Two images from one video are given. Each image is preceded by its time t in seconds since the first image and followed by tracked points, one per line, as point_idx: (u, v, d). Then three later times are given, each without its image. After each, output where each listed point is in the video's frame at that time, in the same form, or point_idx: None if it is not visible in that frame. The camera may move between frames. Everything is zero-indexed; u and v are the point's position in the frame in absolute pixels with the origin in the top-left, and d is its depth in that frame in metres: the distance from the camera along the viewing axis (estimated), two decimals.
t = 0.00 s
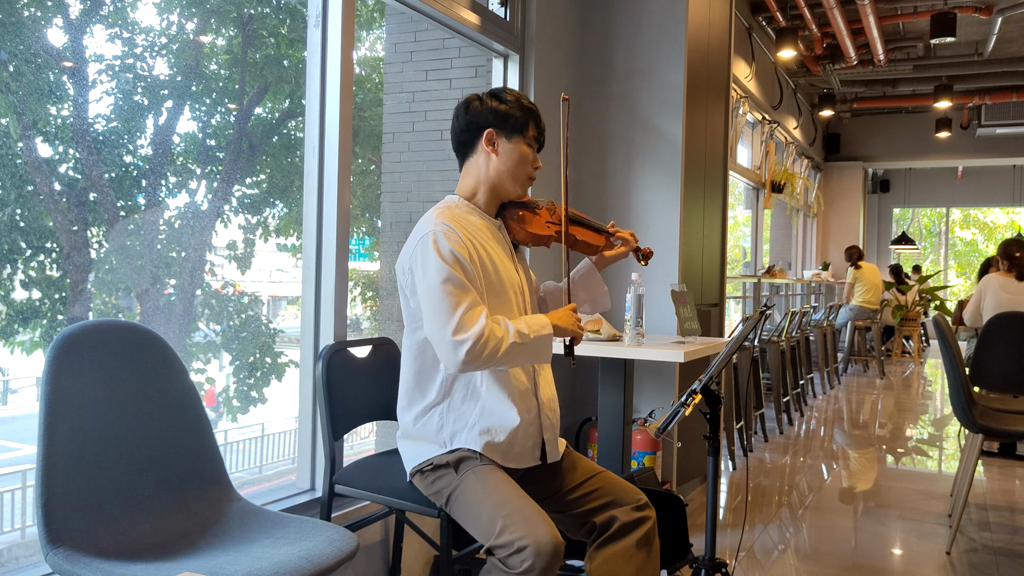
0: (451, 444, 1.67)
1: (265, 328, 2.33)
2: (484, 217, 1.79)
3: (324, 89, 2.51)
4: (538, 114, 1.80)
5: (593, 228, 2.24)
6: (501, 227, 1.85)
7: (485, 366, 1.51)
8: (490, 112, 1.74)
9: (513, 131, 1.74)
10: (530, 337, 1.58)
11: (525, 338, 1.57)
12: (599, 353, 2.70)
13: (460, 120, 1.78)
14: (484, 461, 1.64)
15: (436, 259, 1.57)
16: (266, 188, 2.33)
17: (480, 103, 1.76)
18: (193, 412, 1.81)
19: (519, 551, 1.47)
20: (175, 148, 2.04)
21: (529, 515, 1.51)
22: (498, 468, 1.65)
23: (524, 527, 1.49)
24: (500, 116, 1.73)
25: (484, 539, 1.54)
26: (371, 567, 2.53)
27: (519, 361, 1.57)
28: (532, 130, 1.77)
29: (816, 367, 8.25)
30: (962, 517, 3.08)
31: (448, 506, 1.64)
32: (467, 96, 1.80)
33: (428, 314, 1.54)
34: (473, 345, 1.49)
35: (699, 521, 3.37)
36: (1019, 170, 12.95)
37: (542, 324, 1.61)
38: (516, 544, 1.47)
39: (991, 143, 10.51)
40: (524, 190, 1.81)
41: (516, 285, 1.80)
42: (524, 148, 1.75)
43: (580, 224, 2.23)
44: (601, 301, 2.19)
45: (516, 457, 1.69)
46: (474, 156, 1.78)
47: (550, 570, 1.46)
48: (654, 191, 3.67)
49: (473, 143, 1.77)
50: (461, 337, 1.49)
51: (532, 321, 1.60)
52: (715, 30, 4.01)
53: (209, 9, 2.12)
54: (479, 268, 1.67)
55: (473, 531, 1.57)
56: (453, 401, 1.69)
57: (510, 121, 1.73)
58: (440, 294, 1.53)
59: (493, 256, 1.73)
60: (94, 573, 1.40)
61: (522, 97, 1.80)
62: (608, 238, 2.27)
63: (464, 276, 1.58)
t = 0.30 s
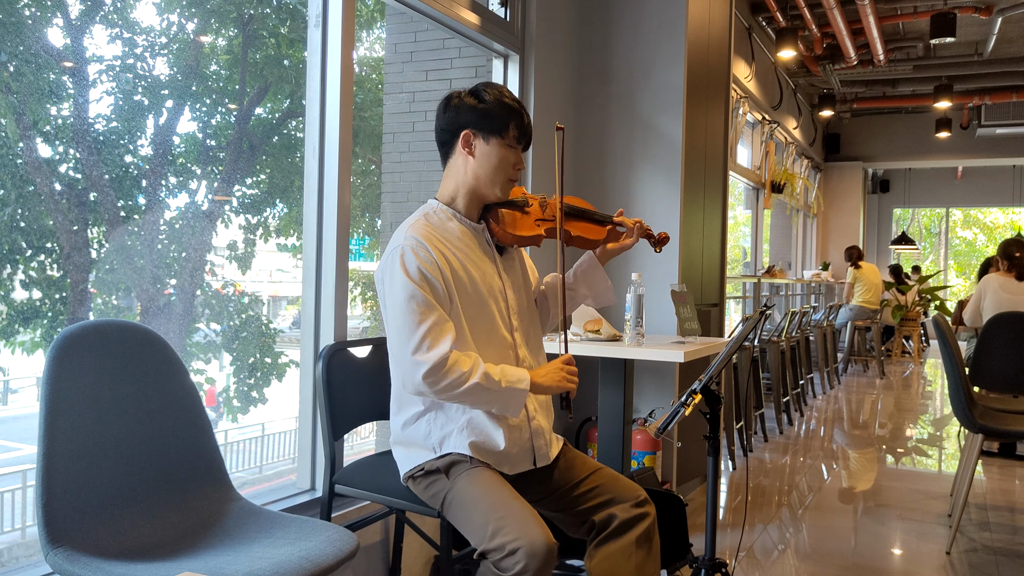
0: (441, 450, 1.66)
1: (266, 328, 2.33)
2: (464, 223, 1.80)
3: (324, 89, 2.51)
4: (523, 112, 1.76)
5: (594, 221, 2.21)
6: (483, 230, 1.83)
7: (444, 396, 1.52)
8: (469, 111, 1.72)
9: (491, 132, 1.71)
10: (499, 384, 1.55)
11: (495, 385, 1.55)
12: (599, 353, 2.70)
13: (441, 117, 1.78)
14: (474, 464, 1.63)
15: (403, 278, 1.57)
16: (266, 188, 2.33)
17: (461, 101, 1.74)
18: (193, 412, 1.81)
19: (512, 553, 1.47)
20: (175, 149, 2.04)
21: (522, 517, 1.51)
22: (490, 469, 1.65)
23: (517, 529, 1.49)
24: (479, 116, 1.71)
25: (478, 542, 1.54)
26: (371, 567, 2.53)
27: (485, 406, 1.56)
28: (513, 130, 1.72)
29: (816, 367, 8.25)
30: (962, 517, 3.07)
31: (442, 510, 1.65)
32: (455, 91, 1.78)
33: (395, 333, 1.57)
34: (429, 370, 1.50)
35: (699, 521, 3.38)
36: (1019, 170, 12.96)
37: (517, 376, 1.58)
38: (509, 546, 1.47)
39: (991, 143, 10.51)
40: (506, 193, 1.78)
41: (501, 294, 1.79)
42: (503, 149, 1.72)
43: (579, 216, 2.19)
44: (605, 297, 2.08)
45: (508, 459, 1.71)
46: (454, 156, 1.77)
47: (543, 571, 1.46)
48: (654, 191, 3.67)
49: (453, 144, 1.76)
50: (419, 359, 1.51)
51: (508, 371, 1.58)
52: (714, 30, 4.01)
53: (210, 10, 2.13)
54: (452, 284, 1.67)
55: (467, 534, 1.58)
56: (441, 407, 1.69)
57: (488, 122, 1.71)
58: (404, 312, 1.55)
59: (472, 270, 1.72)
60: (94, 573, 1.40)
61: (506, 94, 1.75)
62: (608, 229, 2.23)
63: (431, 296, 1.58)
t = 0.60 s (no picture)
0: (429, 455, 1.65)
1: (266, 328, 2.33)
2: (458, 215, 1.79)
3: (324, 89, 2.51)
4: (508, 105, 1.78)
5: (589, 227, 2.20)
6: (478, 226, 1.83)
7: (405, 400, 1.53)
8: (454, 108, 1.75)
9: (477, 122, 1.72)
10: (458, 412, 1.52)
11: (455, 414, 1.52)
12: (599, 353, 2.70)
13: (429, 119, 1.80)
14: (468, 469, 1.62)
15: (393, 263, 1.59)
16: (266, 188, 2.33)
17: (445, 101, 1.77)
18: (193, 412, 1.81)
19: (505, 560, 1.47)
20: (175, 149, 2.04)
21: (515, 522, 1.51)
22: (484, 470, 1.64)
23: (510, 536, 1.48)
24: (464, 110, 1.73)
25: (471, 547, 1.54)
26: (371, 568, 2.53)
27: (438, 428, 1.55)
28: (498, 119, 1.74)
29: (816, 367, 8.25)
30: (962, 517, 3.07)
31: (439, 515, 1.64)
32: (439, 94, 1.82)
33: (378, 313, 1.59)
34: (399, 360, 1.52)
35: (699, 521, 3.37)
36: (1019, 170, 12.96)
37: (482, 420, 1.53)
38: (502, 553, 1.47)
39: (991, 143, 10.51)
40: (499, 183, 1.77)
41: (494, 290, 1.78)
42: (491, 138, 1.73)
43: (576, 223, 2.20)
44: (602, 306, 2.07)
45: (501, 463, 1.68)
46: (445, 154, 1.78)
47: None
48: (654, 191, 3.68)
49: (443, 142, 1.78)
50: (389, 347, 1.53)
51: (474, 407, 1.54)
52: (714, 30, 4.01)
53: (209, 9, 2.13)
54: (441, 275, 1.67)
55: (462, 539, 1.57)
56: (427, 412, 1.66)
57: (472, 114, 1.73)
58: (388, 296, 1.57)
59: (464, 264, 1.72)
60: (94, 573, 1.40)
61: (490, 91, 1.78)
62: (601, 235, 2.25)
63: (417, 287, 1.59)
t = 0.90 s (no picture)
0: (438, 449, 1.68)
1: (266, 328, 2.33)
2: (452, 212, 1.82)
3: (324, 89, 2.51)
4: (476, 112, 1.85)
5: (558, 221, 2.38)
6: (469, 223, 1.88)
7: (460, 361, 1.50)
8: (431, 118, 1.80)
9: (455, 128, 1.79)
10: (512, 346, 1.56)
11: (509, 351, 1.55)
12: (599, 353, 2.70)
13: (403, 135, 1.84)
14: (484, 462, 1.64)
15: (410, 249, 1.59)
16: (266, 188, 2.33)
17: (417, 115, 1.82)
18: (193, 412, 1.81)
19: (524, 547, 1.48)
20: (175, 149, 2.04)
21: (533, 513, 1.52)
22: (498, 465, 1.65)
23: (529, 524, 1.49)
24: (439, 119, 1.79)
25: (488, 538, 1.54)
26: (371, 567, 2.53)
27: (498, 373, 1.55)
28: (472, 122, 1.81)
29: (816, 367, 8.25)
30: (962, 517, 3.07)
31: (450, 508, 1.65)
32: (407, 110, 1.86)
33: (404, 301, 1.55)
34: (446, 329, 1.49)
35: (699, 521, 3.38)
36: (1019, 170, 12.95)
37: (529, 342, 1.59)
38: (522, 540, 1.48)
39: (991, 143, 10.51)
40: (482, 183, 1.85)
41: (493, 279, 1.81)
42: (470, 139, 1.80)
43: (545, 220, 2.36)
44: (589, 292, 2.20)
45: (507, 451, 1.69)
46: (427, 163, 1.83)
47: (553, 567, 1.47)
48: (654, 191, 3.67)
49: (423, 153, 1.82)
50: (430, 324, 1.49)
51: (520, 338, 1.58)
52: (714, 30, 4.02)
53: (209, 9, 2.13)
54: (452, 261, 1.69)
55: (476, 531, 1.58)
56: (435, 407, 1.69)
57: (447, 120, 1.79)
58: (413, 280, 1.55)
59: (471, 254, 1.75)
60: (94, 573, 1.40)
61: (458, 101, 1.85)
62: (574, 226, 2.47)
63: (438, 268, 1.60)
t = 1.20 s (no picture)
0: (439, 447, 1.69)
1: (265, 328, 2.33)
2: (438, 217, 1.81)
3: (324, 89, 2.50)
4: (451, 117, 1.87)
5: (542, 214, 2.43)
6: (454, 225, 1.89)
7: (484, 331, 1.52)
8: (409, 123, 1.81)
9: (433, 131, 1.80)
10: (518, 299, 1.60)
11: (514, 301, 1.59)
12: (599, 353, 2.70)
13: (381, 142, 1.84)
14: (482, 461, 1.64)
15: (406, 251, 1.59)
16: (266, 188, 2.33)
17: (393, 123, 1.83)
18: (192, 411, 1.81)
19: (523, 547, 1.48)
20: (175, 149, 2.04)
21: (532, 512, 1.52)
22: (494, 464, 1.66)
23: (528, 524, 1.50)
24: (417, 123, 1.80)
25: (487, 537, 1.54)
26: (371, 567, 2.53)
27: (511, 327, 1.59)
28: (449, 125, 1.83)
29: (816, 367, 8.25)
30: (962, 517, 3.07)
31: (449, 508, 1.65)
32: (382, 120, 1.87)
33: (416, 303, 1.54)
34: (468, 312, 1.49)
35: (699, 521, 3.38)
36: (1019, 170, 12.96)
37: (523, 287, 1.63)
38: (521, 540, 1.48)
39: (991, 143, 10.51)
40: (462, 185, 1.85)
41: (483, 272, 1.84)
42: (449, 141, 1.82)
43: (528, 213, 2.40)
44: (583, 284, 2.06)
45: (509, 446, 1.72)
46: (406, 168, 1.84)
47: (553, 566, 1.47)
48: (654, 191, 3.67)
49: (403, 158, 1.83)
50: (454, 313, 1.49)
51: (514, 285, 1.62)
52: (714, 30, 4.02)
53: (210, 10, 2.13)
54: (446, 256, 1.70)
55: (476, 531, 1.58)
56: (437, 406, 1.70)
57: (426, 124, 1.80)
58: (418, 281, 1.55)
59: (461, 252, 1.77)
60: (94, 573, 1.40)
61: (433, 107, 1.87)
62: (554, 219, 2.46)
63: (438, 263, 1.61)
